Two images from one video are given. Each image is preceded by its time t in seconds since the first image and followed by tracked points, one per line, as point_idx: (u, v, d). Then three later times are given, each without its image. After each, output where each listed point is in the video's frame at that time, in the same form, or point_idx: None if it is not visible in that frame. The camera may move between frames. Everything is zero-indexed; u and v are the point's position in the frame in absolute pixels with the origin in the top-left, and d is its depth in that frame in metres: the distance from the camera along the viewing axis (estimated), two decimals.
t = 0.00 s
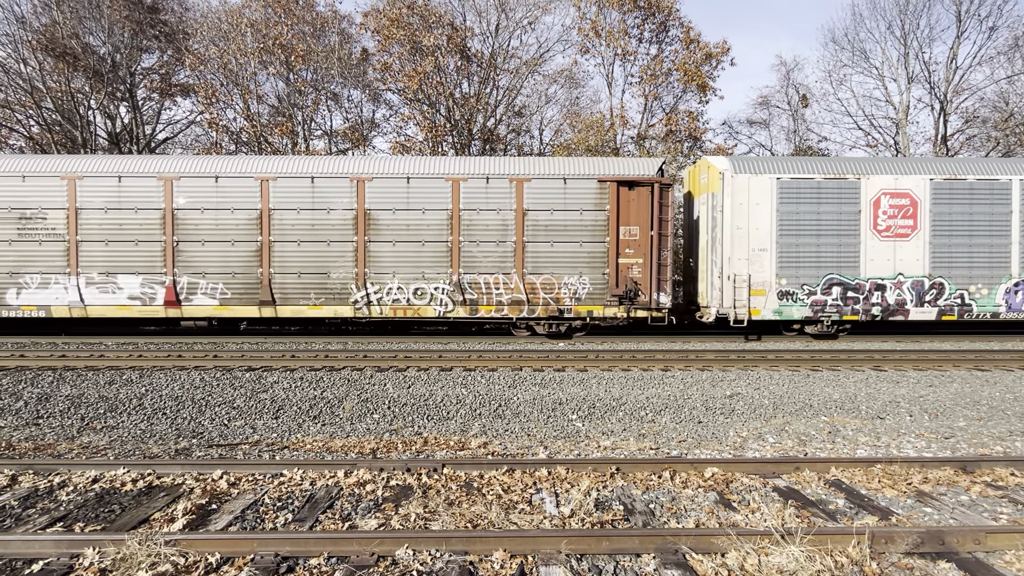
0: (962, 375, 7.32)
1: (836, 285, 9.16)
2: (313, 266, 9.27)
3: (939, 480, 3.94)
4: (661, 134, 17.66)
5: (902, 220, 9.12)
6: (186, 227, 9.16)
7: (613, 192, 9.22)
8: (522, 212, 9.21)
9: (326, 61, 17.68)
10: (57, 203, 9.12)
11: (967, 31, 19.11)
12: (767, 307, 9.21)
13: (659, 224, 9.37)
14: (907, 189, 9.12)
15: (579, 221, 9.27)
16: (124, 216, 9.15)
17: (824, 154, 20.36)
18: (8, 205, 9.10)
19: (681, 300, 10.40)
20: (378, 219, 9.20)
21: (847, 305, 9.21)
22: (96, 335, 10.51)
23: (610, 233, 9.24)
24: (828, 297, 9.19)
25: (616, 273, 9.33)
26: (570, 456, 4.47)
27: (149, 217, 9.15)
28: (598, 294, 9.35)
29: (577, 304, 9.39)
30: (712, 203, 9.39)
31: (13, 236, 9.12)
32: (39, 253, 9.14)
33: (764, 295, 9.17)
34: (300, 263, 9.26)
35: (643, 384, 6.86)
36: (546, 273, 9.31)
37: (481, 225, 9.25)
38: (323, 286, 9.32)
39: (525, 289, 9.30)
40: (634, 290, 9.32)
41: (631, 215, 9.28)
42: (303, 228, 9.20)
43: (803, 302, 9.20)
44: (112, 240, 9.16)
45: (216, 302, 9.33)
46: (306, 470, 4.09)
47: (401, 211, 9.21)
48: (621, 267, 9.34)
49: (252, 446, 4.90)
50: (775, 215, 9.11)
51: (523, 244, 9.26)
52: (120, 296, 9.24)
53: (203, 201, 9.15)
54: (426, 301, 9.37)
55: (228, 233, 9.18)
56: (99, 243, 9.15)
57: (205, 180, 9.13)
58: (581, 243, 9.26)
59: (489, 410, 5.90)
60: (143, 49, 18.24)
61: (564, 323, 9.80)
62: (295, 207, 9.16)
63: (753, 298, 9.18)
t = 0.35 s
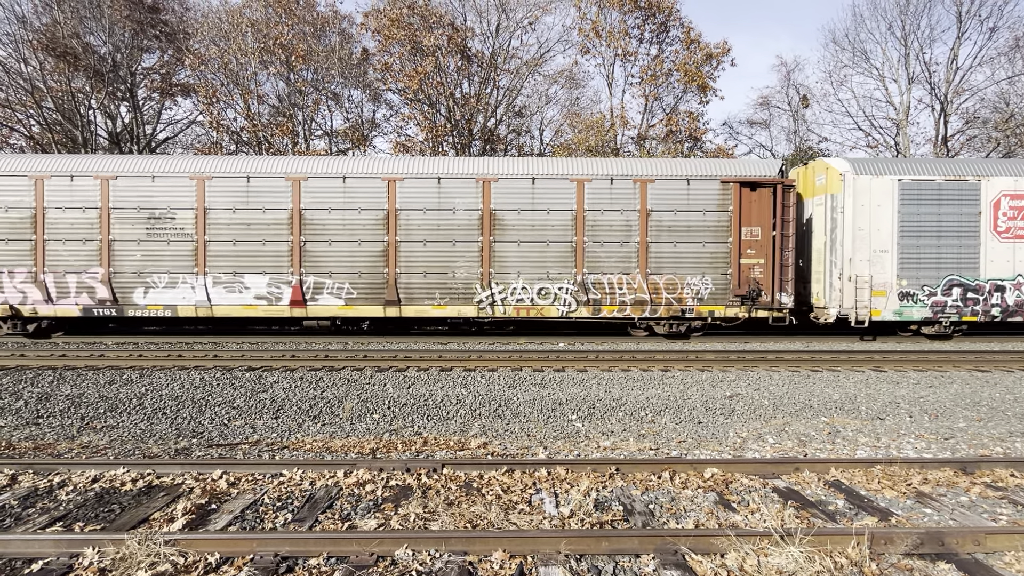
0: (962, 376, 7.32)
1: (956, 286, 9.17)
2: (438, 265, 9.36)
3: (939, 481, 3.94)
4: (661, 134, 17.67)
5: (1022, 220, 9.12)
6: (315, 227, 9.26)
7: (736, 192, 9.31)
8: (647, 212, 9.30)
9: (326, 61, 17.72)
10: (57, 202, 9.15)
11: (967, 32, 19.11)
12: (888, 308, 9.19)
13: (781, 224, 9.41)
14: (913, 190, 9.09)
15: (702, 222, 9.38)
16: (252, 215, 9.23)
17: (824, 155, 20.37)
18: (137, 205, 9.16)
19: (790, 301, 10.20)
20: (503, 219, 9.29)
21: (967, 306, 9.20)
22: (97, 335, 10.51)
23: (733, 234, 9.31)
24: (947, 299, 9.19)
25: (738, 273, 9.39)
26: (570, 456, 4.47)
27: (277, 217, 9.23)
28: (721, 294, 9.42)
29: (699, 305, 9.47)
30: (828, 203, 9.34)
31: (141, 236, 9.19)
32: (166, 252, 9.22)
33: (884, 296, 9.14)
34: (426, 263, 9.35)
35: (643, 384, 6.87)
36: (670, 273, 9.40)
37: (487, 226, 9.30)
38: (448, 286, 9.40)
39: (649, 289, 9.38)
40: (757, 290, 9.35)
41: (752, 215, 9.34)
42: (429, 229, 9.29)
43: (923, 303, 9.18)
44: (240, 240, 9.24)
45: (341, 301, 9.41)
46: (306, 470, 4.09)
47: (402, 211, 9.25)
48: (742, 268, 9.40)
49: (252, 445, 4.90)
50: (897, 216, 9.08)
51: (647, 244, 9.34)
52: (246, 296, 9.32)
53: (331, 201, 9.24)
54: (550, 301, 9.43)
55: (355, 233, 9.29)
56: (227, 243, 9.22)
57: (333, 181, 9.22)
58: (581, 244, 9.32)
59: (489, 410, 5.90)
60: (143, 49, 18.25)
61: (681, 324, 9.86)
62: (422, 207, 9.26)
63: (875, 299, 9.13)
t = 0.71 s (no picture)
0: (962, 376, 7.32)
1: None
2: (563, 265, 9.42)
3: (939, 481, 3.94)
4: (661, 134, 17.67)
5: None
6: (398, 227, 9.33)
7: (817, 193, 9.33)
8: (770, 213, 9.32)
9: (326, 61, 17.73)
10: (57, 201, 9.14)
11: (968, 32, 19.08)
12: (1007, 309, 9.03)
13: (902, 225, 9.40)
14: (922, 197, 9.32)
15: (825, 222, 9.40)
16: (377, 216, 9.32)
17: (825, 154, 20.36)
18: (264, 204, 9.26)
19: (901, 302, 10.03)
20: (628, 220, 9.33)
21: None
22: (96, 334, 10.50)
23: (856, 234, 9.35)
24: None
25: (860, 274, 9.41)
26: (570, 456, 4.47)
27: (403, 217, 9.32)
28: (842, 295, 9.44)
29: (820, 305, 9.52)
30: (944, 203, 9.03)
31: (268, 236, 9.30)
32: (294, 251, 9.33)
33: (1004, 296, 8.98)
34: (550, 263, 9.41)
35: (643, 384, 6.87)
36: (792, 273, 9.43)
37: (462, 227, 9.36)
38: (570, 286, 9.47)
39: (771, 290, 9.40)
40: (879, 291, 9.35)
41: (874, 216, 9.38)
42: (554, 229, 9.35)
43: None
44: (365, 240, 9.34)
45: (466, 302, 9.51)
46: (306, 469, 4.10)
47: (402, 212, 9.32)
48: (864, 268, 9.42)
49: (251, 445, 4.89)
50: (1019, 216, 8.86)
51: (770, 245, 9.37)
52: (372, 296, 9.43)
53: (456, 202, 9.31)
54: (672, 301, 9.49)
55: (439, 233, 9.35)
56: (353, 243, 9.34)
57: (460, 181, 9.30)
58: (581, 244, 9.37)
59: (489, 409, 5.91)
60: (143, 48, 18.25)
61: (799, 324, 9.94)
62: (547, 207, 9.31)
63: (995, 299, 8.99)
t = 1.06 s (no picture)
0: (963, 376, 7.30)
1: None
2: (686, 265, 9.43)
3: (939, 481, 3.93)
4: (662, 133, 17.65)
5: None
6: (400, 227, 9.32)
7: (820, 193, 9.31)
8: (892, 213, 9.29)
9: (327, 60, 17.76)
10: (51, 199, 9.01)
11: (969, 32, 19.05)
12: None
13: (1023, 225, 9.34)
14: (946, 192, 9.31)
15: (945, 223, 9.36)
16: (503, 216, 9.33)
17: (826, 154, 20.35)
18: (390, 205, 9.29)
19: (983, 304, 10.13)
20: (752, 220, 9.32)
21: None
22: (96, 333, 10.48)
23: (976, 236, 9.30)
24: None
25: (979, 275, 9.37)
26: (570, 456, 4.47)
27: (529, 217, 9.33)
28: (962, 295, 9.42)
29: (940, 305, 9.45)
30: None
31: (395, 236, 9.34)
32: (420, 251, 9.37)
33: None
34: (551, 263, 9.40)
35: (643, 383, 6.86)
36: (898, 272, 9.38)
37: (468, 225, 9.33)
38: (693, 286, 9.47)
39: (893, 289, 9.37)
40: (998, 291, 9.34)
41: (993, 216, 9.30)
42: (678, 229, 9.36)
43: None
44: (491, 240, 9.37)
45: (590, 301, 9.49)
46: (306, 468, 4.09)
47: (414, 212, 9.33)
48: (983, 269, 9.38)
49: (251, 444, 4.89)
50: None
51: (892, 245, 9.34)
52: (496, 296, 9.46)
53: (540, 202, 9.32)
54: (795, 301, 9.47)
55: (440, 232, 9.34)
56: (479, 243, 9.37)
57: (585, 181, 9.30)
58: (583, 244, 9.37)
59: (489, 408, 5.91)
60: (144, 47, 18.25)
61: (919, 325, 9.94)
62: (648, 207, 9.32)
63: None
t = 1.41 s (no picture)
0: (964, 376, 7.30)
1: None
2: (727, 265, 9.40)
3: (940, 480, 3.93)
4: (663, 132, 17.62)
5: None
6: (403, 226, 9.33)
7: (822, 193, 9.32)
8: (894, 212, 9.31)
9: (328, 59, 17.74)
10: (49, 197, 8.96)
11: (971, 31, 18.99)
12: None
13: None
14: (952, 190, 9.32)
15: None
16: (506, 215, 9.31)
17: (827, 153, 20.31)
18: (395, 203, 9.30)
19: None
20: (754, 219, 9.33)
21: None
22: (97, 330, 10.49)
23: None
24: None
25: None
26: (570, 455, 4.47)
27: (654, 217, 9.34)
28: None
29: None
30: None
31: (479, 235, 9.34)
32: (545, 250, 9.37)
33: None
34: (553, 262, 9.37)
35: (644, 382, 6.86)
36: (885, 273, 9.41)
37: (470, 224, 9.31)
38: (818, 286, 9.44)
39: (1013, 290, 9.33)
40: None
41: None
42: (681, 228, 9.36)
43: None
44: (616, 240, 9.36)
45: (713, 301, 9.49)
46: (306, 466, 4.10)
47: (451, 208, 9.31)
48: None
49: (252, 442, 4.90)
50: None
51: (1013, 245, 9.31)
52: (621, 296, 9.42)
53: (543, 200, 9.30)
54: (915, 301, 9.45)
55: (441, 231, 9.33)
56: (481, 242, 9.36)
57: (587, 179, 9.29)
58: (594, 243, 9.34)
59: (490, 407, 5.91)
60: (145, 45, 18.25)
61: None
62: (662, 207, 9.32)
63: None
